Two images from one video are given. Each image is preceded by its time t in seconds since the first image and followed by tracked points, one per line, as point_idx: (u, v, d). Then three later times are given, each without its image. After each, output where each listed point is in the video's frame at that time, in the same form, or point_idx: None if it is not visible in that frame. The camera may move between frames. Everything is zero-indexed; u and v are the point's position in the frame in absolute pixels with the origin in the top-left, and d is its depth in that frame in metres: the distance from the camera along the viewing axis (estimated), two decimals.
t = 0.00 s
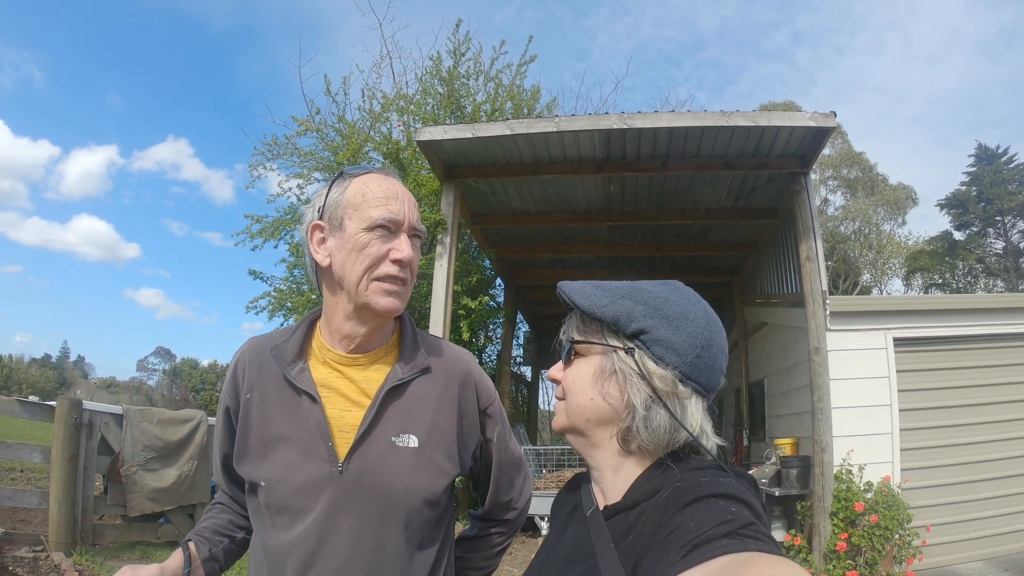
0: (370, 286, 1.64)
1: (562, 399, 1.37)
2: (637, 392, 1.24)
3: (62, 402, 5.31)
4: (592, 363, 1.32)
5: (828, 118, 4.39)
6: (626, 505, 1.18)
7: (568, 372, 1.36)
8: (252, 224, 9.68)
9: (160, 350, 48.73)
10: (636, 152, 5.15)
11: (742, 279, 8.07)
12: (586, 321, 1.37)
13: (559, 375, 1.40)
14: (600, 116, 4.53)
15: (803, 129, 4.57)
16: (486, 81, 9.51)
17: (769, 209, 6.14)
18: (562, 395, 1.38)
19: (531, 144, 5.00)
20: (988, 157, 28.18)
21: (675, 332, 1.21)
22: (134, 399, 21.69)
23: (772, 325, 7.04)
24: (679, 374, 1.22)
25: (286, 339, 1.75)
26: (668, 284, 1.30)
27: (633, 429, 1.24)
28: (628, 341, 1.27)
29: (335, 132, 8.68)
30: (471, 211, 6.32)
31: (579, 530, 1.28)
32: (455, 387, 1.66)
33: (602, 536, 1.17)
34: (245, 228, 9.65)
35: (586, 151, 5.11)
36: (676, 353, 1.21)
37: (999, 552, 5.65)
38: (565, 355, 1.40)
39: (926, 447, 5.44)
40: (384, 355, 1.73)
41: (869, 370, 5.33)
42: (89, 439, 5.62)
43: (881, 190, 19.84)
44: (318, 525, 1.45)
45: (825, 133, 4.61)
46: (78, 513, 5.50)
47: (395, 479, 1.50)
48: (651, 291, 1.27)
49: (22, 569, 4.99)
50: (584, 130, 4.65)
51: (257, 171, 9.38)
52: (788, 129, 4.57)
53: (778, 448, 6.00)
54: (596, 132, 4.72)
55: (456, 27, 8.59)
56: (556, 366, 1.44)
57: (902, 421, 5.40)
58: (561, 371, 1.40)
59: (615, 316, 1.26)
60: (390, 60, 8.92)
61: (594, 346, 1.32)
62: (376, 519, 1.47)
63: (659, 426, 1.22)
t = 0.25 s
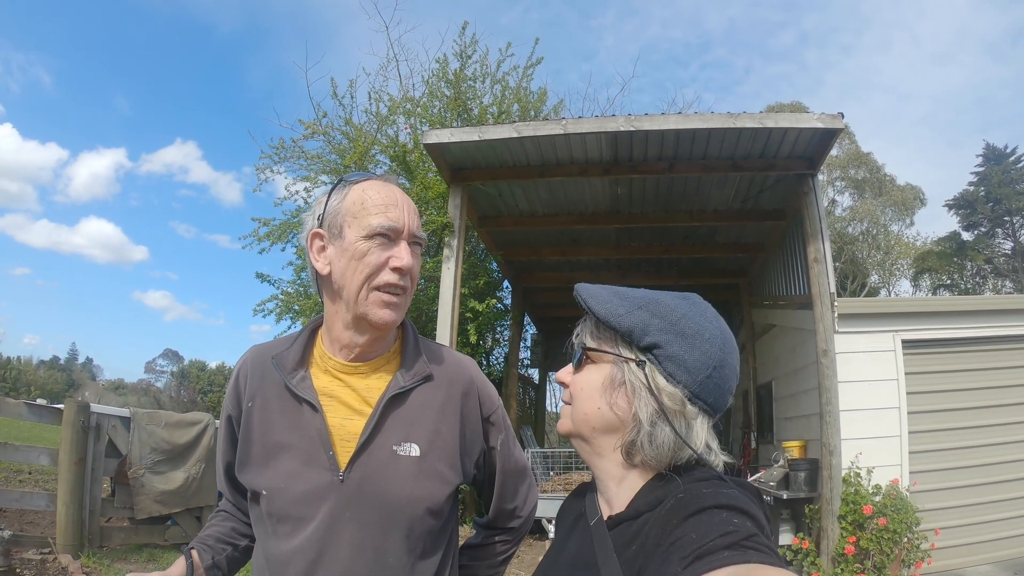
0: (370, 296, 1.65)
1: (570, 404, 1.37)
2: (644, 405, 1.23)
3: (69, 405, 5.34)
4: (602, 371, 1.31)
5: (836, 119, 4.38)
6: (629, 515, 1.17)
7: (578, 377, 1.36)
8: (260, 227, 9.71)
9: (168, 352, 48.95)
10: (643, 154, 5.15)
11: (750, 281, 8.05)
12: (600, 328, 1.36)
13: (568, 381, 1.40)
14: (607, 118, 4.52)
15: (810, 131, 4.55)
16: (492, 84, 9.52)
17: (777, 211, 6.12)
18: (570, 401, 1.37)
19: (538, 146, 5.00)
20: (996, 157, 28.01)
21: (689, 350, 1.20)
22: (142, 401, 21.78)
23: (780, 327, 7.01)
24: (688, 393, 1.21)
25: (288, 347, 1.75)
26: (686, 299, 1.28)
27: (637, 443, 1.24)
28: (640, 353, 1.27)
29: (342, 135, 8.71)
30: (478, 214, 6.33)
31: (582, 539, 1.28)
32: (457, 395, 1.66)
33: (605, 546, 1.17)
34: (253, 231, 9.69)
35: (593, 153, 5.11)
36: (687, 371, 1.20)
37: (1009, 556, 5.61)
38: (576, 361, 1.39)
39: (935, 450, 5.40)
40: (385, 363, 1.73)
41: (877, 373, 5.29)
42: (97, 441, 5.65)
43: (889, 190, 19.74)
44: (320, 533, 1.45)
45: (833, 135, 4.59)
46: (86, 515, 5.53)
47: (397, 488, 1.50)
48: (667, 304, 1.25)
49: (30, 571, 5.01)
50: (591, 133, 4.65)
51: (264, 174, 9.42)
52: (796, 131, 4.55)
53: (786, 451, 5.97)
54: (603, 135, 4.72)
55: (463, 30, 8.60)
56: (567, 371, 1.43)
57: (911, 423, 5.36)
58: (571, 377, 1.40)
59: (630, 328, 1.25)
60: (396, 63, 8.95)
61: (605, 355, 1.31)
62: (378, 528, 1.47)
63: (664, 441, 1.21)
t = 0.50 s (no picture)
0: (371, 297, 1.65)
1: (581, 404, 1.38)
2: (657, 408, 1.23)
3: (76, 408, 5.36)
4: (615, 372, 1.31)
5: (841, 120, 4.37)
6: (640, 513, 1.17)
7: (590, 377, 1.36)
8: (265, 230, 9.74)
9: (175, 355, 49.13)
10: (648, 156, 5.14)
11: (755, 282, 8.02)
12: (615, 329, 1.35)
13: (581, 381, 1.40)
14: (612, 120, 4.52)
15: (816, 131, 4.54)
16: (497, 86, 9.53)
17: (783, 212, 6.11)
18: (582, 402, 1.38)
19: (543, 148, 5.01)
20: (1001, 156, 27.88)
21: (702, 354, 1.19)
22: (149, 405, 21.85)
23: (786, 328, 6.99)
24: (701, 398, 1.20)
25: (290, 348, 1.76)
26: (702, 302, 1.28)
27: (650, 445, 1.24)
28: (654, 356, 1.26)
29: (346, 138, 8.74)
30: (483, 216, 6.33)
31: (593, 538, 1.28)
32: (459, 395, 1.66)
33: (616, 544, 1.17)
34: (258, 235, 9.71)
35: (598, 155, 5.11)
36: (700, 376, 1.19)
37: (1017, 557, 5.57)
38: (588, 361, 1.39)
39: (943, 450, 5.37)
40: (388, 364, 1.73)
41: (885, 373, 5.27)
42: (103, 444, 5.67)
43: (894, 190, 19.68)
44: (321, 534, 1.45)
45: (838, 135, 4.58)
46: (91, 517, 5.55)
47: (399, 488, 1.50)
48: (683, 307, 1.24)
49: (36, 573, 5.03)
50: (596, 135, 4.65)
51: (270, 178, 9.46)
52: (801, 131, 4.55)
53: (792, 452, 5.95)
54: (608, 136, 4.72)
55: (467, 33, 8.63)
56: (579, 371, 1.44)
57: (918, 424, 5.34)
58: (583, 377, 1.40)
59: (645, 330, 1.25)
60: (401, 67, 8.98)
61: (619, 357, 1.31)
62: (382, 528, 1.47)
63: (676, 445, 1.21)
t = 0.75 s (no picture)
0: (369, 300, 1.65)
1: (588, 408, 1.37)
2: (666, 410, 1.23)
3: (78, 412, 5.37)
4: (622, 375, 1.31)
5: (842, 121, 4.37)
6: (647, 516, 1.17)
7: (597, 380, 1.36)
8: (268, 234, 9.76)
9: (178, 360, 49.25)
10: (650, 158, 5.15)
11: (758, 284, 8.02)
12: (621, 331, 1.36)
13: (587, 384, 1.39)
14: (613, 123, 4.53)
15: (817, 133, 4.55)
16: (498, 90, 9.55)
17: (785, 214, 6.11)
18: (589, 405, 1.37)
19: (545, 151, 5.01)
20: (1003, 156, 27.83)
21: (711, 357, 1.20)
22: (152, 409, 21.89)
23: (789, 330, 6.98)
24: (710, 400, 1.20)
25: (288, 350, 1.76)
26: (708, 304, 1.28)
27: (659, 448, 1.23)
28: (663, 359, 1.26)
29: (348, 142, 8.76)
30: (485, 219, 6.34)
31: (599, 541, 1.27)
32: (457, 397, 1.66)
33: (623, 547, 1.16)
34: (261, 238, 9.73)
35: (600, 157, 5.11)
36: (709, 379, 1.19)
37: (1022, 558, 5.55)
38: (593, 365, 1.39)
39: (947, 451, 5.35)
40: (386, 366, 1.73)
41: (888, 375, 5.26)
42: (106, 448, 5.67)
43: (897, 191, 19.66)
44: (317, 536, 1.45)
45: (839, 136, 4.58)
46: (94, 521, 5.55)
47: (396, 490, 1.50)
48: (690, 309, 1.25)
49: None
50: (597, 138, 4.65)
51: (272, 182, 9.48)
52: (802, 133, 4.55)
53: (795, 454, 5.94)
54: (609, 139, 4.72)
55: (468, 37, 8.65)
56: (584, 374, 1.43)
57: (922, 425, 5.32)
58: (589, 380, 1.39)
59: (654, 333, 1.25)
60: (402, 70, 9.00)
61: (626, 360, 1.31)
62: (379, 530, 1.47)
63: (689, 447, 1.20)
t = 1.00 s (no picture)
0: (367, 296, 1.65)
1: (609, 411, 1.27)
2: (706, 402, 1.26)
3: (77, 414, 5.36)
4: (650, 372, 1.27)
5: (840, 122, 4.37)
6: (654, 514, 1.16)
7: (616, 380, 1.28)
8: (267, 237, 9.74)
9: (177, 362, 49.23)
10: (648, 160, 5.15)
11: (756, 286, 8.02)
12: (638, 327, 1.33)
13: (601, 386, 1.30)
14: (612, 124, 4.53)
15: (815, 134, 4.55)
16: (497, 92, 9.56)
17: (783, 215, 6.11)
18: (610, 407, 1.28)
19: (543, 153, 5.01)
20: (1001, 158, 27.88)
21: (730, 352, 1.32)
22: (151, 412, 21.86)
23: (788, 331, 6.98)
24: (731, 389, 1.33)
25: (285, 347, 1.76)
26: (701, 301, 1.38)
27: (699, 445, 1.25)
28: (688, 353, 1.30)
29: (347, 144, 8.76)
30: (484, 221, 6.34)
31: (604, 541, 1.27)
32: (454, 395, 1.65)
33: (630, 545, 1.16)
34: (260, 241, 9.72)
35: (599, 159, 5.12)
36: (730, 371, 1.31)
37: (1022, 558, 5.55)
38: (605, 364, 1.30)
39: (947, 452, 5.35)
40: (385, 362, 1.73)
41: (887, 376, 5.25)
42: (104, 450, 5.66)
43: (895, 193, 19.69)
44: (312, 533, 1.45)
45: (838, 138, 4.58)
46: (92, 523, 5.54)
47: (393, 487, 1.50)
48: (704, 307, 1.33)
49: None
50: (596, 139, 4.65)
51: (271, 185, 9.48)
52: (801, 134, 4.55)
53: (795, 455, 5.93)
54: (608, 140, 4.72)
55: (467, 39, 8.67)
56: (588, 375, 1.33)
57: (921, 426, 5.31)
58: (602, 381, 1.30)
59: (685, 328, 1.28)
60: (401, 73, 9.00)
61: (655, 356, 1.28)
62: (375, 528, 1.47)
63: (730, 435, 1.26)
